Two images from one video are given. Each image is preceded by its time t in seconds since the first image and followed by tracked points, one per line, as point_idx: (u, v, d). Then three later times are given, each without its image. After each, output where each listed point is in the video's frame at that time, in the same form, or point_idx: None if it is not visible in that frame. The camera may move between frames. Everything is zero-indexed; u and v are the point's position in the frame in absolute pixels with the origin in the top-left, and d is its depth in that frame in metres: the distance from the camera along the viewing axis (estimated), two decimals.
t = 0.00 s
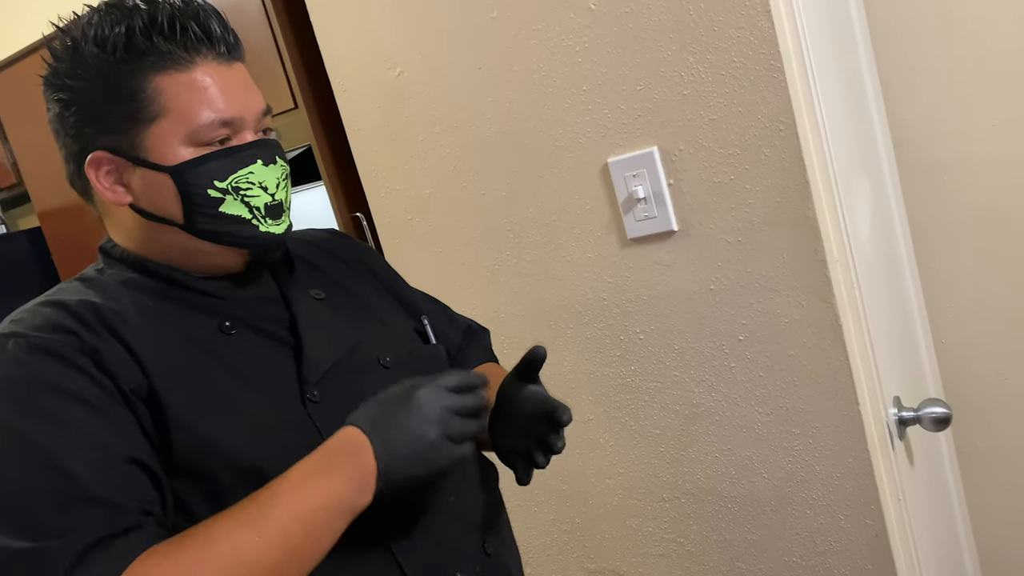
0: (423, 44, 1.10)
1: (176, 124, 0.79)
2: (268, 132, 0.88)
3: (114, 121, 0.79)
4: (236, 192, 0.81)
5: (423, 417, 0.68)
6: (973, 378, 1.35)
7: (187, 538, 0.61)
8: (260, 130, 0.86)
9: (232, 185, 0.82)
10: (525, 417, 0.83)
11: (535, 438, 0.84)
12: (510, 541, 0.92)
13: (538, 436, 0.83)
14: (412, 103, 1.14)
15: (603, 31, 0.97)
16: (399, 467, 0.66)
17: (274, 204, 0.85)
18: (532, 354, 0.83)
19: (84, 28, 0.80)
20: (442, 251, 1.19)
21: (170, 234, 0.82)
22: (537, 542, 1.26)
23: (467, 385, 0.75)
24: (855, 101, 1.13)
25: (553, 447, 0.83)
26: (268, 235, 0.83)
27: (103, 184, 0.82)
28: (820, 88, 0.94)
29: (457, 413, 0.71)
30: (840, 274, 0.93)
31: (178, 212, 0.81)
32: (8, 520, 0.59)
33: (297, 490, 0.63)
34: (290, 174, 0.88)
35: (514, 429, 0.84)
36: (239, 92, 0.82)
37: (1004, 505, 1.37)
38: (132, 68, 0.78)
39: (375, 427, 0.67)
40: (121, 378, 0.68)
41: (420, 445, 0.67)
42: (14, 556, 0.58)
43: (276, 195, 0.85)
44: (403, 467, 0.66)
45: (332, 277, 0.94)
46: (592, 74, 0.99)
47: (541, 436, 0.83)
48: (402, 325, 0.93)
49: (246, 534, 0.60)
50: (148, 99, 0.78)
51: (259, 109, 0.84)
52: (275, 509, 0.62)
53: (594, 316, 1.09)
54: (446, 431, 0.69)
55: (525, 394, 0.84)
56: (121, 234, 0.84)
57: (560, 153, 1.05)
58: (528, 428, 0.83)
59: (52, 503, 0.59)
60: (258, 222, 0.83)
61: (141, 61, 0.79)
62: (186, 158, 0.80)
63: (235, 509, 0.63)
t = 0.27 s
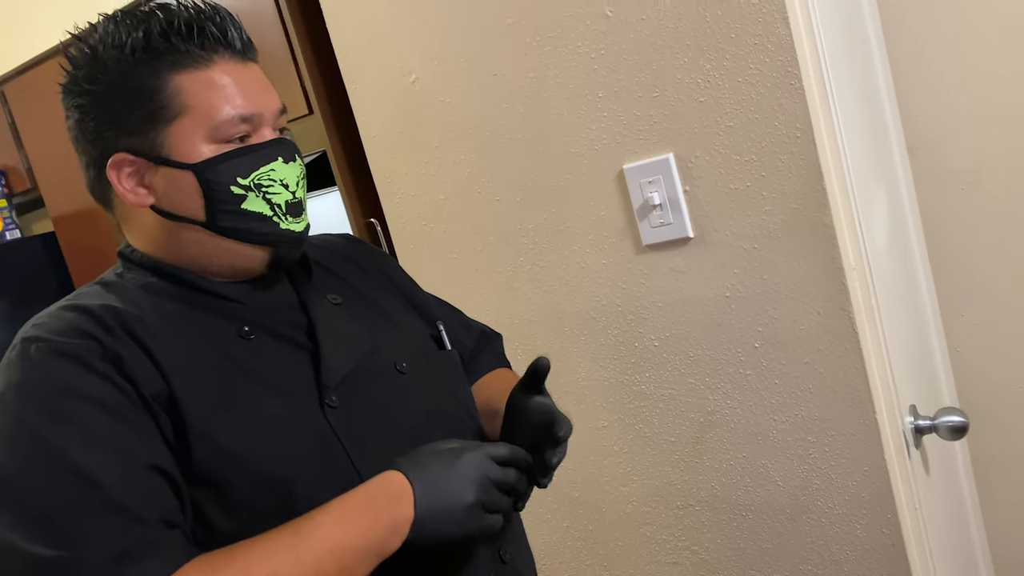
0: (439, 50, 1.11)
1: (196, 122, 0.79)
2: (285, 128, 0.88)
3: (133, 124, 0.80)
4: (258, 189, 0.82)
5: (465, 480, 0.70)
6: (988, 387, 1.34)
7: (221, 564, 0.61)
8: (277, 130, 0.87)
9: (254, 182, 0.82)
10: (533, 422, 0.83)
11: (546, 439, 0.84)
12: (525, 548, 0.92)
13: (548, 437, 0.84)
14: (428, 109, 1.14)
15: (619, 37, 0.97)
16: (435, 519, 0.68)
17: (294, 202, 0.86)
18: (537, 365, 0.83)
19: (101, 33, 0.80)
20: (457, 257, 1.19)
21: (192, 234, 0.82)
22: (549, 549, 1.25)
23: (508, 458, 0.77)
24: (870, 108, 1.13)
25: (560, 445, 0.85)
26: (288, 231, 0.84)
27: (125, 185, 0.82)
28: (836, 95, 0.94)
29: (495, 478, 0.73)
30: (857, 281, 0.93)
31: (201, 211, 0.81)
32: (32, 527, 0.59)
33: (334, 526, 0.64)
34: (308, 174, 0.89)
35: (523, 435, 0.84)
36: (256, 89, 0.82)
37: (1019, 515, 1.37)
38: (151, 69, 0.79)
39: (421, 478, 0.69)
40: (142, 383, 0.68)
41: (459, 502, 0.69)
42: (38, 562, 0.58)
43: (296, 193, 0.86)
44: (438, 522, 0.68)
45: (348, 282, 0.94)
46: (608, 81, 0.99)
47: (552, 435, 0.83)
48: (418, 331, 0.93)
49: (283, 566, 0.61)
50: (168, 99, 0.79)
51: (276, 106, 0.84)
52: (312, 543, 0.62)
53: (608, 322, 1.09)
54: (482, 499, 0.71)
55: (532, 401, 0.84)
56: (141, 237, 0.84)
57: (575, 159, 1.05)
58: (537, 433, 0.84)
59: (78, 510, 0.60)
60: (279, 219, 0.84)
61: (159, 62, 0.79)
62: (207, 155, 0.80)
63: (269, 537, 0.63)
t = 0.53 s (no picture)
0: (454, 59, 1.11)
1: (211, 132, 0.80)
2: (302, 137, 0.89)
3: (152, 133, 0.81)
4: (271, 198, 0.82)
5: (481, 493, 0.71)
6: (1002, 396, 1.34)
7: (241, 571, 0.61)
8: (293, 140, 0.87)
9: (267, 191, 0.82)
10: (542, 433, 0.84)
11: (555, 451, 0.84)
12: (538, 555, 0.92)
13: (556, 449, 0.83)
14: (442, 117, 1.15)
15: (634, 46, 0.98)
16: (452, 532, 0.69)
17: (308, 211, 0.86)
18: (544, 377, 0.82)
19: (121, 42, 0.81)
20: (470, 264, 1.19)
21: (207, 242, 0.83)
22: (562, 556, 1.25)
23: (524, 472, 0.77)
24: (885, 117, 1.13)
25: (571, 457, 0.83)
26: (302, 240, 0.84)
27: (141, 193, 0.82)
28: (852, 105, 0.94)
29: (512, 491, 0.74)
30: (872, 290, 0.93)
31: (214, 219, 0.82)
32: (53, 532, 0.60)
33: (352, 537, 0.64)
34: (323, 182, 0.89)
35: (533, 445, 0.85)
36: (272, 100, 0.83)
37: None
38: (168, 79, 0.79)
39: (438, 491, 0.70)
40: (161, 390, 0.69)
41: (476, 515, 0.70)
42: (59, 566, 0.59)
43: (310, 202, 0.86)
44: (454, 534, 0.69)
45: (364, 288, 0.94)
46: (623, 89, 1.00)
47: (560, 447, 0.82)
48: (433, 338, 0.93)
49: None
50: (184, 109, 0.79)
51: (292, 116, 0.84)
52: (331, 554, 0.63)
53: (622, 330, 1.09)
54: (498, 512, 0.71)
55: (541, 411, 0.84)
56: (158, 243, 0.85)
57: (589, 167, 1.05)
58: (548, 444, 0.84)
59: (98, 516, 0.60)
60: (293, 228, 0.84)
61: (177, 72, 0.80)
62: (221, 165, 0.81)
63: (286, 545, 0.63)
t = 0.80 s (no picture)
0: (469, 62, 1.11)
1: (228, 134, 0.80)
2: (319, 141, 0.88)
3: (170, 134, 0.81)
4: (286, 201, 0.82)
5: (492, 490, 0.70)
6: (1018, 402, 1.33)
7: None
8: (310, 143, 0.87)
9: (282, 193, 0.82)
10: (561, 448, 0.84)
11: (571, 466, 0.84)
12: (552, 558, 0.91)
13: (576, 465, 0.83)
14: (457, 120, 1.15)
15: (650, 50, 0.98)
16: (466, 533, 0.68)
17: (323, 214, 0.85)
18: (566, 390, 0.83)
19: (142, 43, 0.82)
20: (484, 267, 1.19)
21: (222, 242, 0.83)
22: (574, 559, 1.25)
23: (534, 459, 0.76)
24: (901, 120, 1.12)
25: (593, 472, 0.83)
26: (317, 243, 0.84)
27: (158, 194, 0.83)
28: (869, 109, 0.94)
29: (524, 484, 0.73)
30: (888, 295, 0.93)
31: (229, 221, 0.82)
32: (71, 535, 0.60)
33: (361, 543, 0.64)
34: (339, 185, 0.88)
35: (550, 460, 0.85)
36: (290, 103, 0.82)
37: None
38: (187, 81, 0.80)
39: (446, 492, 0.69)
40: (176, 393, 0.69)
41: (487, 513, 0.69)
42: (77, 569, 0.59)
43: (325, 205, 0.85)
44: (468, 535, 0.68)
45: (380, 291, 0.94)
46: (638, 93, 1.00)
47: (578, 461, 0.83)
48: (448, 341, 0.93)
49: None
50: (202, 111, 0.80)
51: (309, 119, 0.84)
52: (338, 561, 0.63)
53: (636, 333, 1.09)
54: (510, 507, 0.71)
55: (560, 424, 0.85)
56: (175, 244, 0.85)
57: (604, 170, 1.05)
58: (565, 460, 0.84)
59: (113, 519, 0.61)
60: (307, 231, 0.83)
61: (196, 74, 0.80)
62: (237, 166, 0.81)
63: (295, 553, 0.63)
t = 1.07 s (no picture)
0: (485, 61, 1.12)
1: (247, 124, 0.80)
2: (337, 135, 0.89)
3: (191, 126, 0.81)
4: (304, 191, 0.83)
5: (465, 412, 0.71)
6: None
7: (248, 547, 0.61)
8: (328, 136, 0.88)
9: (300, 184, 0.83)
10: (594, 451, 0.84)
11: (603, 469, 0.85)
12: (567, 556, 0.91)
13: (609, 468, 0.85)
14: (472, 118, 1.15)
15: (666, 49, 0.98)
16: (450, 457, 0.69)
17: (340, 207, 0.86)
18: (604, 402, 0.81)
19: (165, 38, 0.82)
20: (498, 266, 1.19)
21: (241, 234, 0.83)
22: (587, 560, 1.25)
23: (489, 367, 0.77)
24: (917, 121, 1.11)
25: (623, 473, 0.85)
26: (334, 235, 0.84)
27: (179, 185, 0.83)
28: (886, 108, 0.94)
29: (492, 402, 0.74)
30: (905, 294, 0.92)
31: (249, 211, 0.82)
32: (89, 524, 0.60)
33: (361, 496, 0.64)
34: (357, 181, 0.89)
35: (579, 464, 0.86)
36: (308, 95, 0.83)
37: None
38: (208, 74, 0.80)
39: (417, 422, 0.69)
40: (194, 384, 0.69)
41: (463, 435, 0.70)
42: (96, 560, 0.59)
43: (343, 198, 0.86)
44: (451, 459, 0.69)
45: (397, 289, 0.94)
46: (654, 92, 1.00)
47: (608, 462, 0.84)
48: (464, 340, 0.93)
49: (306, 545, 0.61)
50: (223, 102, 0.80)
51: (328, 111, 0.85)
52: (337, 518, 0.62)
53: (651, 333, 1.09)
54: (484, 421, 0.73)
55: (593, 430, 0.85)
56: (195, 236, 0.86)
57: (620, 170, 1.05)
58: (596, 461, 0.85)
59: (130, 507, 0.61)
60: (324, 222, 0.84)
61: (217, 66, 0.80)
62: (256, 156, 0.81)
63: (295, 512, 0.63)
